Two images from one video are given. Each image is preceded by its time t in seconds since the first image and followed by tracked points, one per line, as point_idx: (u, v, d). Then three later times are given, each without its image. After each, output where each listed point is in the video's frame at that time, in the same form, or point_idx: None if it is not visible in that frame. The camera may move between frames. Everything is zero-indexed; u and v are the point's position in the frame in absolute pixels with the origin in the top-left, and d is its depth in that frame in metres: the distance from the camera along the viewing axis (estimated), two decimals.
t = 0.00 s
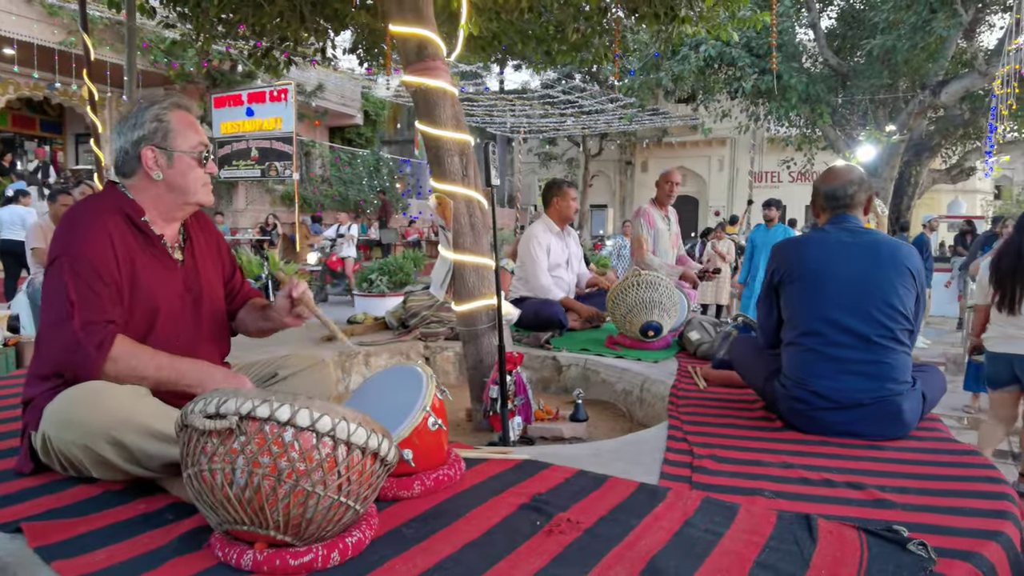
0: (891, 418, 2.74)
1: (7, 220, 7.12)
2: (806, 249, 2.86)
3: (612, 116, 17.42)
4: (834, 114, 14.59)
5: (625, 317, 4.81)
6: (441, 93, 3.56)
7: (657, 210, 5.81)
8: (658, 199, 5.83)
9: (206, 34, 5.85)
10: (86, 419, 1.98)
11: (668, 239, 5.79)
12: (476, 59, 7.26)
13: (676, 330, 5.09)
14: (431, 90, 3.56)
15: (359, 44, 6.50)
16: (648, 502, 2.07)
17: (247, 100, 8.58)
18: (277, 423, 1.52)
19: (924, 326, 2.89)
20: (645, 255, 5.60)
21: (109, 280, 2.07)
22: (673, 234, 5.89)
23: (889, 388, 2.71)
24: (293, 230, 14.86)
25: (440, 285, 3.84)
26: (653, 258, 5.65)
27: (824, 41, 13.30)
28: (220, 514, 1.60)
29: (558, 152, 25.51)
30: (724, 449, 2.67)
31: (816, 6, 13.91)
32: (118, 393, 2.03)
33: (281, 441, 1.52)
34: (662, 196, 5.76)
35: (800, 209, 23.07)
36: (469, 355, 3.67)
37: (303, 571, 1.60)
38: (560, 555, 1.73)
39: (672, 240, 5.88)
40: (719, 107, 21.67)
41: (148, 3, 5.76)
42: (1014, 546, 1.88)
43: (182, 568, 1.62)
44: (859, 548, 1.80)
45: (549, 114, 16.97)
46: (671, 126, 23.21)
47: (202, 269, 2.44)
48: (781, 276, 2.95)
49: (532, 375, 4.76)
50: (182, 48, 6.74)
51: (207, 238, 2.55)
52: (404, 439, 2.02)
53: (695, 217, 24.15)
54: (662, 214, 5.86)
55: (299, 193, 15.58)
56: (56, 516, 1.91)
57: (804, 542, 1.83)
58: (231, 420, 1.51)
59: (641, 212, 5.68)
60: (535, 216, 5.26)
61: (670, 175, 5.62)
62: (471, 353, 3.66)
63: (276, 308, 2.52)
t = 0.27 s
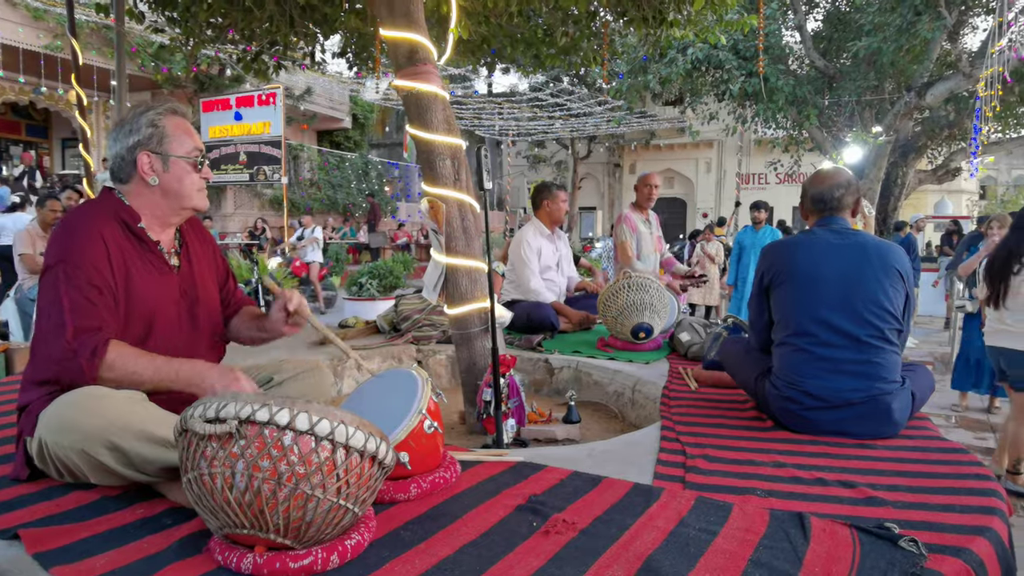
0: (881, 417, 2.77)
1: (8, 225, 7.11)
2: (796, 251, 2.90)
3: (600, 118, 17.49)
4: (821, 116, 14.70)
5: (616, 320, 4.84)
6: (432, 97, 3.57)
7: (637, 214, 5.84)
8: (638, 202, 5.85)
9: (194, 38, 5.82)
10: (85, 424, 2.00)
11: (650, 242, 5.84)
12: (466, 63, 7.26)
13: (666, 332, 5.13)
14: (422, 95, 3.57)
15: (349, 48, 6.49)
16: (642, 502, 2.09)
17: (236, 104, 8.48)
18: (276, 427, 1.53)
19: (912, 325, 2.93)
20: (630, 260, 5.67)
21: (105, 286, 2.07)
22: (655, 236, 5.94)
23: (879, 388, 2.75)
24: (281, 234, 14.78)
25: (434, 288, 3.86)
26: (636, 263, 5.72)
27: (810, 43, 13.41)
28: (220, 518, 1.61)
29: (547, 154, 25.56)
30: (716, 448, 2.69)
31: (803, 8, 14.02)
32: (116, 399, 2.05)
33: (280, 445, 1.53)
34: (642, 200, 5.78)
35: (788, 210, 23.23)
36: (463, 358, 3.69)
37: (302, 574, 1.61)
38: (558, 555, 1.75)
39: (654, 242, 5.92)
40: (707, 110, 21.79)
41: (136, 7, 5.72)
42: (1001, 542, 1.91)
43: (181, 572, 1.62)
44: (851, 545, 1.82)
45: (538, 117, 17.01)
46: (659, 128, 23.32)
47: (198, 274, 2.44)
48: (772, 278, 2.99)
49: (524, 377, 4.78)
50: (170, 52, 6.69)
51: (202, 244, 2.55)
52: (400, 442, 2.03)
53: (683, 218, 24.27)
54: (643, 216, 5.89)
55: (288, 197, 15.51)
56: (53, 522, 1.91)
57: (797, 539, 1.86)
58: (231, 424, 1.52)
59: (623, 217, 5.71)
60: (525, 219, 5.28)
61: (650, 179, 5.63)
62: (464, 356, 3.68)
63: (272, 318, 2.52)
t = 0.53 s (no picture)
0: (873, 415, 2.81)
1: None
2: (786, 253, 2.93)
3: (591, 121, 17.56)
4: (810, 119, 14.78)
5: (610, 322, 4.87)
6: (426, 102, 3.59)
7: (626, 213, 5.86)
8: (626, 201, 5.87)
9: (186, 43, 5.80)
10: (83, 429, 2.00)
11: (640, 240, 5.88)
12: (458, 67, 7.27)
13: (660, 334, 5.16)
14: (416, 99, 3.59)
15: (342, 52, 6.49)
16: (639, 501, 2.12)
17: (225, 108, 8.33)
18: (277, 429, 1.54)
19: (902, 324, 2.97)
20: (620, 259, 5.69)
21: (99, 289, 2.08)
22: (644, 235, 5.97)
23: (870, 386, 2.79)
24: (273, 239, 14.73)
25: (428, 292, 3.86)
26: (627, 262, 5.73)
27: (799, 46, 13.49)
28: (221, 521, 1.62)
29: (538, 158, 25.60)
30: (710, 448, 2.72)
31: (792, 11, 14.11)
32: (113, 403, 2.06)
33: (280, 447, 1.55)
34: (630, 199, 5.81)
35: (778, 212, 23.34)
36: (458, 361, 3.71)
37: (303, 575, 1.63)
38: (557, 554, 1.77)
39: (644, 239, 5.95)
40: (698, 112, 21.88)
41: (127, 11, 5.70)
42: (991, 537, 1.95)
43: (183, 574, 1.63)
44: (845, 541, 1.85)
45: (530, 120, 17.04)
46: (650, 131, 23.41)
47: (193, 278, 2.45)
48: (763, 280, 3.02)
49: (519, 380, 4.80)
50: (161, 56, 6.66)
51: (197, 248, 2.56)
52: (400, 444, 2.05)
53: (675, 221, 24.37)
54: (631, 216, 5.92)
55: (279, 201, 15.47)
56: (52, 526, 1.91)
57: (791, 536, 1.89)
58: (231, 427, 1.53)
59: (611, 217, 5.73)
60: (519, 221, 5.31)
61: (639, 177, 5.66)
62: (459, 359, 3.70)
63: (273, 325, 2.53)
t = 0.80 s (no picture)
0: (869, 415, 2.84)
1: None
2: (782, 256, 2.96)
3: (585, 126, 17.63)
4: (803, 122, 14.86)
5: (607, 325, 4.89)
6: (423, 108, 3.61)
7: (622, 217, 5.89)
8: (622, 206, 5.90)
9: (182, 51, 5.82)
10: (86, 435, 2.01)
11: (636, 245, 5.91)
12: (454, 72, 7.30)
13: (658, 337, 5.17)
14: (413, 105, 3.61)
15: (337, 59, 6.51)
16: (639, 502, 2.13)
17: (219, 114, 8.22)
18: (282, 434, 1.55)
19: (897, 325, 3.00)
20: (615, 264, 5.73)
21: (101, 296, 2.08)
22: (639, 239, 6.01)
23: (866, 387, 2.81)
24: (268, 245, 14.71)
25: (426, 296, 3.87)
26: (621, 268, 5.77)
27: (791, 50, 13.59)
28: (226, 526, 1.63)
29: (533, 162, 25.66)
30: (709, 450, 2.74)
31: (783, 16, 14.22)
32: (116, 409, 2.07)
33: (286, 452, 1.56)
34: (626, 204, 5.84)
35: (772, 215, 23.43)
36: (457, 365, 3.73)
37: None
38: (559, 555, 1.78)
39: (638, 243, 5.98)
40: (691, 117, 21.99)
41: (122, 18, 5.70)
42: (987, 534, 1.97)
43: None
44: (843, 540, 1.87)
45: (524, 125, 17.09)
46: (644, 136, 23.50)
47: (193, 285, 2.46)
48: (759, 283, 3.05)
49: (517, 384, 4.81)
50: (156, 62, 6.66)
51: (197, 255, 2.58)
52: (402, 448, 2.07)
53: (669, 224, 24.47)
54: (627, 220, 5.95)
55: (274, 207, 15.47)
56: (55, 533, 1.91)
57: (791, 535, 1.91)
58: (237, 432, 1.54)
59: (607, 222, 5.75)
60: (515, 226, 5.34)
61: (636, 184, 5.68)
62: (458, 363, 3.72)
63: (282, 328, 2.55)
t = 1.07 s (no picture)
0: (866, 422, 2.85)
1: None
2: (780, 265, 2.99)
3: (583, 136, 17.69)
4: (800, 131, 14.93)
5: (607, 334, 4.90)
6: (424, 119, 3.64)
7: (622, 230, 5.93)
8: (622, 218, 5.94)
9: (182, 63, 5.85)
10: (93, 445, 2.03)
11: (635, 258, 5.95)
12: (453, 84, 7.35)
13: (657, 345, 5.19)
14: (414, 117, 3.65)
15: (337, 70, 6.56)
16: (641, 510, 2.15)
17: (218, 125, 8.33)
18: (288, 443, 1.57)
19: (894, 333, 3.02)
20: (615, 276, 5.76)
21: (110, 306, 2.10)
22: (639, 252, 6.04)
23: (863, 394, 2.83)
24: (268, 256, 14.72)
25: (427, 306, 3.89)
26: (621, 280, 5.81)
27: (787, 60, 13.68)
28: (232, 535, 1.65)
29: (531, 172, 25.74)
30: (709, 458, 2.76)
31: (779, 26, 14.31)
32: (124, 419, 2.08)
33: (292, 461, 1.57)
34: (626, 217, 5.88)
35: (770, 223, 23.47)
36: (458, 375, 3.74)
37: None
38: (561, 562, 1.80)
39: (638, 257, 6.02)
40: (688, 126, 22.10)
41: (121, 29, 5.73)
42: (985, 539, 1.99)
43: None
44: (842, 545, 1.89)
45: (523, 135, 17.16)
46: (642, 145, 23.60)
47: (200, 298, 2.48)
48: (758, 291, 3.07)
49: (518, 393, 4.82)
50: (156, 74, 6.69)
51: (204, 268, 2.59)
52: (405, 457, 2.09)
53: (667, 233, 24.52)
54: (627, 233, 5.99)
55: (273, 218, 15.49)
56: (61, 544, 1.93)
57: (790, 541, 1.92)
58: (244, 442, 1.56)
59: (607, 233, 5.78)
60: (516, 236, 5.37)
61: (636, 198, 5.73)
62: (459, 373, 3.74)
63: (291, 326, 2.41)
